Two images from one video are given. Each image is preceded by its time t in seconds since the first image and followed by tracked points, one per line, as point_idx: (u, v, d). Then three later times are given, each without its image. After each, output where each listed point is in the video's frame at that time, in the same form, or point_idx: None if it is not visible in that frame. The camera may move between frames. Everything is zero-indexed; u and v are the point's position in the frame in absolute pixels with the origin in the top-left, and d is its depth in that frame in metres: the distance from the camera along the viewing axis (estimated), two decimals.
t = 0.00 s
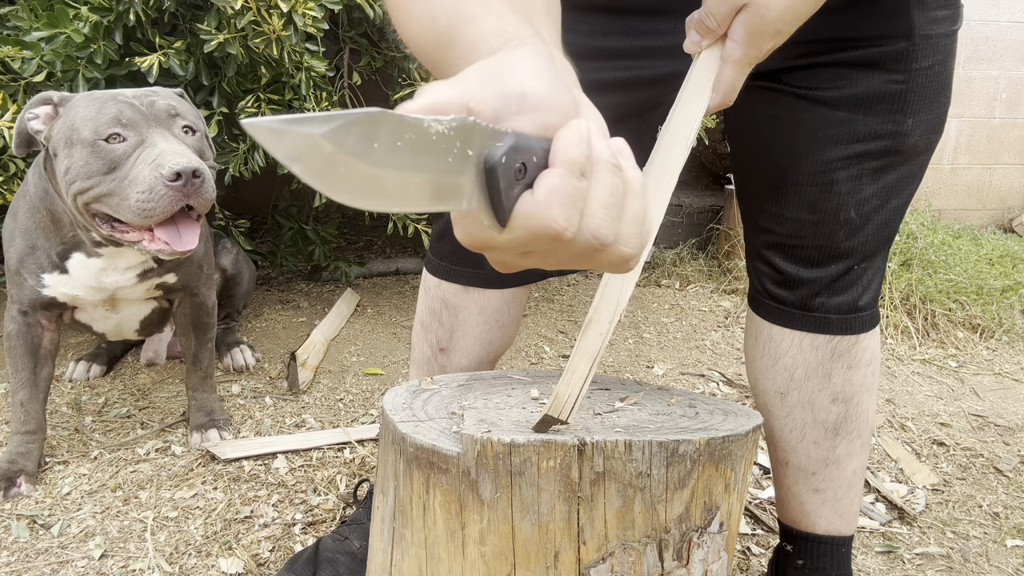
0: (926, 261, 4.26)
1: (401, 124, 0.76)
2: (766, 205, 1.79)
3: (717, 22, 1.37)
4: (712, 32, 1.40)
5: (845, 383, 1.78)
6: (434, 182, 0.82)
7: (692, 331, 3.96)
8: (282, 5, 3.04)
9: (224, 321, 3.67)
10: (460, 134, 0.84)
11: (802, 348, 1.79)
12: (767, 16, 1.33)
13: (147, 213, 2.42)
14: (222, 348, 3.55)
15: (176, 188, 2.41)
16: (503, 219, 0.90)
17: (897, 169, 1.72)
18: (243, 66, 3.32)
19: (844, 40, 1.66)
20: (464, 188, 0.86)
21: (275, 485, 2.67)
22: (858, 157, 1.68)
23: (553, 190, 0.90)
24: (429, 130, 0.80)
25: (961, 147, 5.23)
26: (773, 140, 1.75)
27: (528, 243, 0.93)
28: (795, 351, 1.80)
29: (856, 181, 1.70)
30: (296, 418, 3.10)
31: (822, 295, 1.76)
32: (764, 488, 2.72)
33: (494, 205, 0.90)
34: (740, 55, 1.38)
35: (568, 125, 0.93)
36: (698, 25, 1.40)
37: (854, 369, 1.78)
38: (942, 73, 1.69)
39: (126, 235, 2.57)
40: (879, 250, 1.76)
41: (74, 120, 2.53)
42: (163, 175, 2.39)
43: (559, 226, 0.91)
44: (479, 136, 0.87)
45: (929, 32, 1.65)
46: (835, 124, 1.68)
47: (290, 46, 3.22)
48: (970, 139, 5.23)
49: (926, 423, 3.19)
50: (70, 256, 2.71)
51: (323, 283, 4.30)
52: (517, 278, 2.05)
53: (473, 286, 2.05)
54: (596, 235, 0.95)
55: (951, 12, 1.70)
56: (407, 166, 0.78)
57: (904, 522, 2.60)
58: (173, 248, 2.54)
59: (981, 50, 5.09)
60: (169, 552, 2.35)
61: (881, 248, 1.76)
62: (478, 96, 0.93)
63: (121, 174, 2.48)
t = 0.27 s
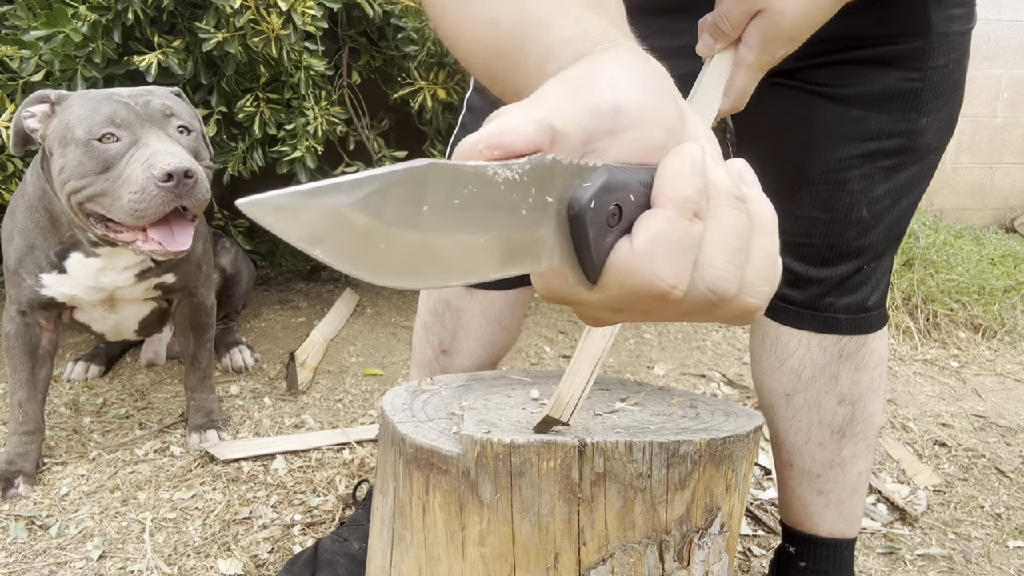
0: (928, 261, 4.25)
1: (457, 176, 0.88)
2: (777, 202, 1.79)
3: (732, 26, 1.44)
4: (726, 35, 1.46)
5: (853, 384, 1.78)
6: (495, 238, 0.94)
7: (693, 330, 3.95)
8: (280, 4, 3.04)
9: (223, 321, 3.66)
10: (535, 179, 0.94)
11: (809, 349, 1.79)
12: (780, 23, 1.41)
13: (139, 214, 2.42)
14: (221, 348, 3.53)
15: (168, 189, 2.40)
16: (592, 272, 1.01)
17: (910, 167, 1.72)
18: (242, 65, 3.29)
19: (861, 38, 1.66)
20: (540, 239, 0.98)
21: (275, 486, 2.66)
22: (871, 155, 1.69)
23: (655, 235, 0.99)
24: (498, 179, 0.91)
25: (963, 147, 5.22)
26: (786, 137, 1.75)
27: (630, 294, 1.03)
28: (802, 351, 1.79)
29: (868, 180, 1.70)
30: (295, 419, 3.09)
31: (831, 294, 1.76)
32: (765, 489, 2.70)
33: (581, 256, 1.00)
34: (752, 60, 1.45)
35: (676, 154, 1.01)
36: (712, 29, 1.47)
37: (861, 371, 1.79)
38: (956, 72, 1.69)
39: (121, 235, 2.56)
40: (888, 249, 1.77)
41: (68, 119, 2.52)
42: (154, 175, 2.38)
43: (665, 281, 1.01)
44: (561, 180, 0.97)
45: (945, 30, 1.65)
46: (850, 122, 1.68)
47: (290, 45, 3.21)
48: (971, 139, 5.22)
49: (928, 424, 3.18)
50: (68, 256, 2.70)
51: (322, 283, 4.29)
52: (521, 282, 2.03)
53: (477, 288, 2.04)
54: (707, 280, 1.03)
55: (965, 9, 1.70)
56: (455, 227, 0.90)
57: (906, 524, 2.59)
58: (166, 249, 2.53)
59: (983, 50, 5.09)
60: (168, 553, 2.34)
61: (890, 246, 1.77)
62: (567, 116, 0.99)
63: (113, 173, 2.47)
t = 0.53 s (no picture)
0: (930, 261, 4.24)
1: (501, 165, 0.90)
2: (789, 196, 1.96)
3: (744, 28, 1.54)
4: (739, 37, 1.56)
5: (855, 386, 1.78)
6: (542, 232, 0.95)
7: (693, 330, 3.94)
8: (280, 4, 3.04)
9: (222, 321, 3.64)
10: (593, 174, 0.95)
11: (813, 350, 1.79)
12: (793, 27, 1.48)
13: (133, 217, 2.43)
14: (220, 348, 3.52)
15: (162, 193, 2.42)
16: (664, 277, 1.01)
17: (916, 166, 1.88)
18: (241, 64, 3.27)
19: (875, 40, 1.81)
20: (599, 236, 0.99)
21: (273, 487, 2.65)
22: (879, 153, 1.84)
23: (735, 243, 0.98)
24: (549, 170, 0.93)
25: (965, 146, 5.21)
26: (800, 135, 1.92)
27: (709, 307, 1.02)
28: (804, 352, 1.80)
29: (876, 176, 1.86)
30: (294, 419, 3.09)
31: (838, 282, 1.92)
32: (766, 490, 2.69)
33: (650, 258, 1.01)
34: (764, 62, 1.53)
35: (778, 158, 0.98)
36: (725, 30, 1.57)
37: (864, 372, 1.78)
38: (963, 71, 1.84)
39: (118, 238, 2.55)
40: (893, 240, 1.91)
41: (64, 121, 2.51)
42: (148, 179, 2.40)
43: (740, 293, 0.99)
44: (629, 177, 0.97)
45: (952, 32, 1.79)
46: (859, 122, 1.84)
47: (289, 44, 3.19)
48: (973, 138, 5.21)
49: (930, 424, 3.16)
50: (67, 256, 2.69)
51: (321, 283, 4.28)
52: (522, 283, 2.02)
53: (481, 289, 2.03)
54: (803, 295, 1.00)
55: (973, 10, 1.84)
56: (495, 218, 0.92)
57: (907, 525, 2.57)
58: (162, 252, 2.53)
59: (985, 49, 5.08)
60: (166, 554, 2.33)
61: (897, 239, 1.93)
62: (645, 124, 1.00)
63: (108, 176, 2.47)
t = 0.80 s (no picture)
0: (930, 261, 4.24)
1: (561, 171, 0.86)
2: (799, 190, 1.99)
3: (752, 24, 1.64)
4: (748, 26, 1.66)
5: (857, 386, 1.78)
6: (608, 243, 0.91)
7: (693, 330, 3.94)
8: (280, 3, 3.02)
9: (222, 321, 3.64)
10: (659, 180, 0.90)
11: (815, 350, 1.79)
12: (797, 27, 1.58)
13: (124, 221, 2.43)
14: (220, 348, 3.52)
15: (151, 196, 2.42)
16: (737, 294, 0.96)
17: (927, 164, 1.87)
18: (240, 64, 3.27)
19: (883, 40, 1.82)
20: (665, 248, 0.95)
21: (273, 487, 2.64)
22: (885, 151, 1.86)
23: (812, 253, 0.91)
24: (613, 177, 0.88)
25: (966, 146, 5.20)
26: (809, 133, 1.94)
27: (787, 322, 0.95)
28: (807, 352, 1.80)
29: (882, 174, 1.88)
30: (294, 419, 3.08)
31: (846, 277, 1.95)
32: (766, 490, 2.69)
33: (721, 273, 0.96)
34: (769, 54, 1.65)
35: (854, 162, 0.91)
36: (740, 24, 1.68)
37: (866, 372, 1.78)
38: (971, 70, 1.83)
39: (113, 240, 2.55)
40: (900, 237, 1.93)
41: (56, 123, 2.51)
42: (137, 182, 2.39)
43: (823, 306, 0.91)
44: (695, 186, 0.92)
45: (960, 31, 1.79)
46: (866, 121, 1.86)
47: (289, 44, 3.19)
48: (974, 138, 5.21)
49: (930, 425, 3.16)
50: (67, 256, 2.68)
51: (321, 283, 4.28)
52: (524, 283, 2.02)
53: (483, 290, 2.03)
54: (888, 309, 0.92)
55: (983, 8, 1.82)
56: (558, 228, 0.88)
57: (908, 525, 2.57)
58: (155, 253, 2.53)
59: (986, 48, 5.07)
60: (166, 555, 2.33)
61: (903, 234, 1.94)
62: (714, 114, 0.88)
63: (99, 178, 2.46)
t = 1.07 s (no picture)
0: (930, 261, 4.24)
1: (602, 167, 0.82)
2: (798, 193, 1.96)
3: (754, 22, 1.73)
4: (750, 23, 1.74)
5: (857, 386, 1.77)
6: (641, 244, 0.88)
7: (693, 330, 3.94)
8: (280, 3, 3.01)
9: (221, 321, 3.64)
10: (695, 180, 0.88)
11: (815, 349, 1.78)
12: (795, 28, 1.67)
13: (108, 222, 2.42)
14: (219, 348, 3.51)
15: (134, 197, 2.42)
16: (763, 302, 0.94)
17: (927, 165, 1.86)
18: (240, 64, 3.28)
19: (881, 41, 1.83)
20: (696, 251, 0.91)
21: (272, 487, 2.64)
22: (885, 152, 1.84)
23: (844, 257, 0.89)
24: (650, 175, 0.85)
25: (966, 146, 5.20)
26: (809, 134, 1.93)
27: (814, 327, 0.93)
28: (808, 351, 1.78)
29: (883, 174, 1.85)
30: (294, 419, 3.08)
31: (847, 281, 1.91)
32: (767, 490, 2.69)
33: (749, 279, 0.93)
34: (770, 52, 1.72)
35: (885, 168, 0.91)
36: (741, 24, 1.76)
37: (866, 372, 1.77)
38: (971, 72, 1.83)
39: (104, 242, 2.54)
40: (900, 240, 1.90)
41: (47, 124, 2.51)
42: (119, 183, 2.40)
43: (852, 309, 0.89)
44: (730, 189, 0.90)
45: (961, 32, 1.79)
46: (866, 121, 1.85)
47: (289, 44, 3.18)
48: (974, 138, 5.20)
49: (930, 425, 3.16)
50: (67, 256, 2.68)
51: (321, 283, 4.28)
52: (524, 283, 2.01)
53: (483, 290, 2.02)
54: (917, 317, 0.92)
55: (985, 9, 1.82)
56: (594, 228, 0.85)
57: (908, 525, 2.57)
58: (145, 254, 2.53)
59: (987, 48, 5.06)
60: (166, 555, 2.33)
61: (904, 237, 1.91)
62: (735, 135, 0.94)
63: (86, 179, 2.46)
